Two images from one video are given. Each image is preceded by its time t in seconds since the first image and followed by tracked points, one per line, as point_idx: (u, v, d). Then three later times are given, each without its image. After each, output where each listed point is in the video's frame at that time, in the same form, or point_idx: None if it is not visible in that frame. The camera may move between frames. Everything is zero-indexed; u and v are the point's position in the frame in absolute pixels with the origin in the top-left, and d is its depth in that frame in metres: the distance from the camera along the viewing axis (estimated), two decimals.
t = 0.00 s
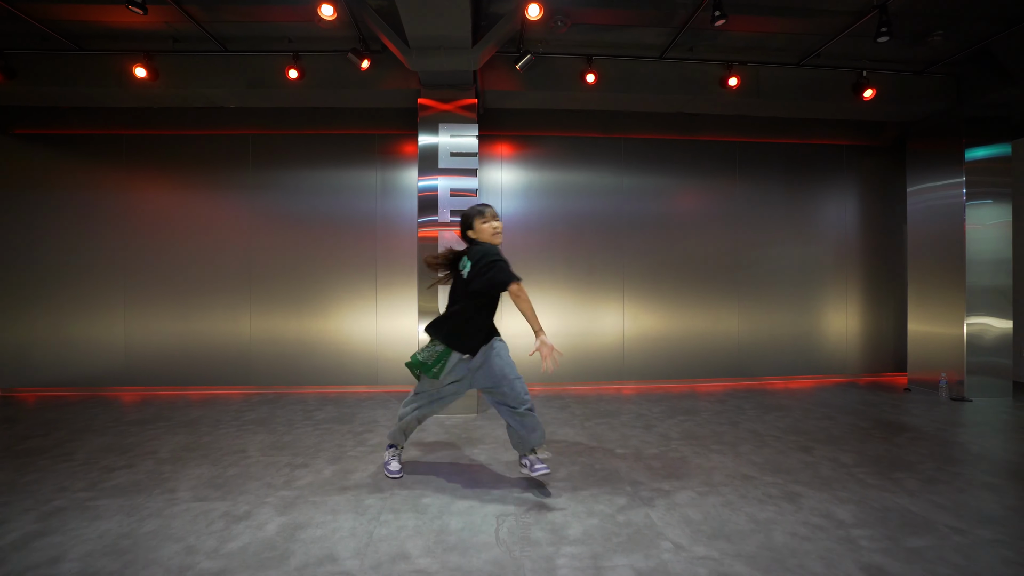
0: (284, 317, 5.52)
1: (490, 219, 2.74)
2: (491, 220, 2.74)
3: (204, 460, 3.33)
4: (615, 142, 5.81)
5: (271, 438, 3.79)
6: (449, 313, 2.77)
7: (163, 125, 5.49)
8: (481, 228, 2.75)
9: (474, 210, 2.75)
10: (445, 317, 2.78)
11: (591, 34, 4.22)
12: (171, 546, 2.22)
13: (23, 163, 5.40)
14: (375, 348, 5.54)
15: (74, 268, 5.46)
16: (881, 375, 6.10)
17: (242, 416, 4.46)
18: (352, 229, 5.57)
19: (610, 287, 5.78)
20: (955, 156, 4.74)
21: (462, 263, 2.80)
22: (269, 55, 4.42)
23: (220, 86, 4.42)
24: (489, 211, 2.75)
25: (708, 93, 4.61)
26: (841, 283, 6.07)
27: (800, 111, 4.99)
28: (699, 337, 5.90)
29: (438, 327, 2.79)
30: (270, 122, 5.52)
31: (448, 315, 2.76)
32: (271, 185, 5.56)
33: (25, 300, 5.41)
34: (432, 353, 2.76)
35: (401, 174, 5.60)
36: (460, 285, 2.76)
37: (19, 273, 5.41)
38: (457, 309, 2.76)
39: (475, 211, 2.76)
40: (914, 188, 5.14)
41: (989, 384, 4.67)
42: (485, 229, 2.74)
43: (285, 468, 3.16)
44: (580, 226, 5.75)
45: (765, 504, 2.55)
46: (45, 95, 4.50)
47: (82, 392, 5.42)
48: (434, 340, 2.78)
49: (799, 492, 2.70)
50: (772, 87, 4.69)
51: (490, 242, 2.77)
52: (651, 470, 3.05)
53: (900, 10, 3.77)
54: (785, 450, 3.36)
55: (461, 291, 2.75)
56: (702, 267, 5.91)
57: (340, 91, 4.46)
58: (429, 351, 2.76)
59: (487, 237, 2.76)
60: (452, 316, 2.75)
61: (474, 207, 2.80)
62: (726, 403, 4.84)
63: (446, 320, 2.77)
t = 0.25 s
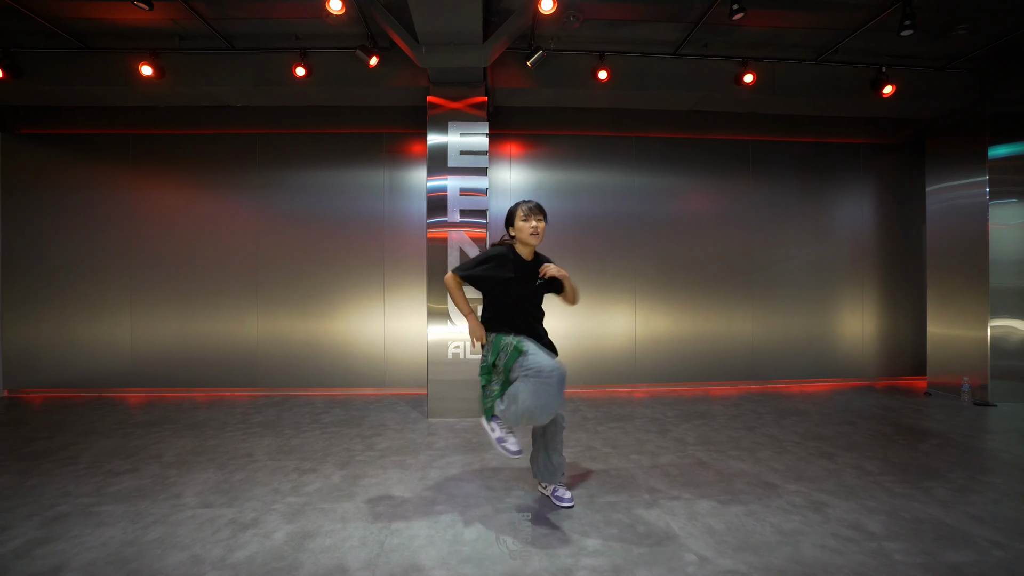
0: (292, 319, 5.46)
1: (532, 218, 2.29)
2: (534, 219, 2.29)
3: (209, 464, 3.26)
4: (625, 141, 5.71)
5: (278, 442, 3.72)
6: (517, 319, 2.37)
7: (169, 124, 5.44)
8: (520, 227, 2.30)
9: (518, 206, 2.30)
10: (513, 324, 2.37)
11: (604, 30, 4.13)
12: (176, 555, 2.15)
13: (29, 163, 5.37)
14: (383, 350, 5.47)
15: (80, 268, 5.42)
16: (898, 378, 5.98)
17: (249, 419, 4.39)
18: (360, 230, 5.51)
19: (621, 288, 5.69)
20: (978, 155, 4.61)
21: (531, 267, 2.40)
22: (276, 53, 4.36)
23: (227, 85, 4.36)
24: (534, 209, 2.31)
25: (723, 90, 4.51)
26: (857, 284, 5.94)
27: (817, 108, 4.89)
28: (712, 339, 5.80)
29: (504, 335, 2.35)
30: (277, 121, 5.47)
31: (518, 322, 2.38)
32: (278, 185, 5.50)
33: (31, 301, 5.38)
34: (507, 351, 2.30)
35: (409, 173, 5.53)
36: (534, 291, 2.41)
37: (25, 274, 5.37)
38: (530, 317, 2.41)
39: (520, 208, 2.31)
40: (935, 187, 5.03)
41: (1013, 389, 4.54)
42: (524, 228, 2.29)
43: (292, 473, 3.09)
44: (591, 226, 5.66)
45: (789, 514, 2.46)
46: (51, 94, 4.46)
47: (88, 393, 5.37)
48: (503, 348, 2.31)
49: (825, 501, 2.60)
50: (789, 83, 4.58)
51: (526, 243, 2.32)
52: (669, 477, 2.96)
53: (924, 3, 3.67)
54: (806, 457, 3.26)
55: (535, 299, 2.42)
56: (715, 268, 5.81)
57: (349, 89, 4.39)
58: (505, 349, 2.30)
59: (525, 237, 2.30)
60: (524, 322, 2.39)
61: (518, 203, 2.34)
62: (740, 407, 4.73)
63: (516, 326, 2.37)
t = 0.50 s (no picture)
0: (301, 319, 5.40)
1: (527, 215, 2.11)
2: (529, 215, 2.10)
3: (218, 467, 3.19)
4: (639, 138, 5.61)
5: (287, 444, 3.64)
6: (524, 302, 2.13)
7: (178, 122, 5.40)
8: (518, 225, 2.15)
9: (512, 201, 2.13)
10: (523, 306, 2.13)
11: (620, 22, 4.03)
12: (183, 562, 2.07)
13: (39, 161, 5.34)
14: (393, 351, 5.39)
15: (90, 268, 5.39)
16: (919, 380, 5.82)
17: (258, 420, 4.33)
18: (370, 228, 5.44)
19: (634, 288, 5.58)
20: (1006, 150, 4.47)
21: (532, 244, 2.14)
22: (285, 48, 4.29)
23: (235, 81, 4.29)
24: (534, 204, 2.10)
25: (742, 84, 4.39)
26: (877, 284, 5.80)
27: (838, 103, 4.76)
28: (728, 340, 5.67)
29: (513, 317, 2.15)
30: (286, 119, 5.41)
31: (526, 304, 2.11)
32: (287, 184, 5.44)
33: (41, 300, 5.35)
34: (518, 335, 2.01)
35: (420, 171, 5.45)
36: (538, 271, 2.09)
37: (35, 273, 5.35)
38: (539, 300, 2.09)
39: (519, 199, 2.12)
40: (960, 183, 4.89)
41: None
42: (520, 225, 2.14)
43: (302, 476, 3.01)
44: (604, 224, 5.56)
45: (820, 522, 2.35)
46: (60, 91, 4.41)
47: (97, 394, 5.34)
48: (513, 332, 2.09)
49: (856, 509, 2.49)
50: (810, 77, 4.46)
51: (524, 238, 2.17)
52: (691, 483, 2.85)
53: None
54: (832, 462, 3.14)
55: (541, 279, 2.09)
56: (731, 267, 5.68)
57: (359, 84, 4.32)
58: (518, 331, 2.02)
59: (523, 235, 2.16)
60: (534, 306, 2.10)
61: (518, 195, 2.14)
62: (759, 410, 4.61)
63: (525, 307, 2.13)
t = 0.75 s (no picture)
0: (304, 319, 5.35)
1: (539, 180, 2.03)
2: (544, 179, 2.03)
3: (218, 470, 3.14)
4: (646, 136, 5.53)
5: (289, 446, 3.59)
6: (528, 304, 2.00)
7: (180, 121, 5.35)
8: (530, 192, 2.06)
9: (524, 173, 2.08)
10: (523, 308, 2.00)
11: (627, 18, 3.96)
12: (181, 570, 2.02)
13: (40, 161, 5.31)
14: (397, 351, 5.34)
15: (92, 268, 5.35)
16: (930, 381, 5.73)
17: (260, 422, 4.28)
18: (373, 227, 5.38)
19: (640, 288, 5.51)
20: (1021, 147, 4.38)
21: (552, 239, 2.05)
22: (287, 46, 4.24)
23: (237, 78, 4.25)
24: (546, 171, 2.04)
25: (751, 81, 4.32)
26: (887, 284, 5.71)
27: (849, 99, 4.67)
28: (735, 340, 5.60)
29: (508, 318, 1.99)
30: (289, 117, 5.36)
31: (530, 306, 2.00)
32: (290, 183, 5.39)
33: (43, 301, 5.32)
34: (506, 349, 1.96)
35: (423, 170, 5.39)
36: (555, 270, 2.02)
37: (37, 273, 5.32)
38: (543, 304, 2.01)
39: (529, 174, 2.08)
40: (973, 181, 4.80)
41: None
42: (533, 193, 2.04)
43: (304, 480, 2.96)
44: (610, 223, 5.49)
45: (835, 529, 2.28)
46: (61, 89, 4.37)
47: (99, 394, 5.30)
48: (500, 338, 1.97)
49: (871, 515, 2.42)
50: (820, 73, 4.38)
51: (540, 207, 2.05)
52: (700, 487, 2.79)
53: None
54: (845, 466, 3.07)
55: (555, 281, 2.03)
56: (739, 267, 5.61)
57: (362, 82, 4.26)
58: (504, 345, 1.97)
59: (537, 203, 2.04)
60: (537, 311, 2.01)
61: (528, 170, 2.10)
62: (768, 411, 4.54)
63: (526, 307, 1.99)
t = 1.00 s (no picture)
0: (303, 320, 5.40)
1: (535, 250, 1.63)
2: (540, 249, 1.65)
3: (216, 469, 3.19)
4: (641, 138, 5.57)
5: (286, 446, 3.64)
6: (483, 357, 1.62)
7: (180, 123, 5.40)
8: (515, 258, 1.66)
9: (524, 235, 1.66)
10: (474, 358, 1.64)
11: (621, 22, 4.01)
12: (178, 566, 2.07)
13: (41, 163, 5.36)
14: (395, 352, 5.39)
15: (92, 269, 5.41)
16: (924, 381, 5.76)
17: (258, 422, 4.33)
18: (371, 229, 5.43)
19: (636, 288, 5.55)
20: (1012, 149, 4.42)
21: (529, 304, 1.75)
22: (286, 50, 4.29)
23: (236, 82, 4.30)
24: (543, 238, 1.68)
25: (744, 83, 4.36)
26: (882, 284, 5.75)
27: (842, 102, 4.71)
28: (731, 341, 5.63)
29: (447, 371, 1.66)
30: (287, 120, 5.41)
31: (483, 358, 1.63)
32: (289, 185, 5.44)
33: (44, 302, 5.37)
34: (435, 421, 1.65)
35: (421, 172, 5.44)
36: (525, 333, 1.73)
37: (38, 274, 5.37)
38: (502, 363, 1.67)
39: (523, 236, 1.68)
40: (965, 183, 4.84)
41: None
42: (525, 263, 1.63)
43: (300, 479, 3.00)
44: (606, 225, 5.53)
45: (820, 526, 2.33)
46: (62, 93, 4.43)
47: (99, 395, 5.35)
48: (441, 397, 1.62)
49: (857, 512, 2.46)
50: (813, 76, 4.42)
51: (528, 283, 1.65)
52: (690, 485, 2.83)
53: None
54: (834, 464, 3.11)
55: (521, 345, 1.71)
56: (734, 267, 5.64)
57: (359, 85, 4.31)
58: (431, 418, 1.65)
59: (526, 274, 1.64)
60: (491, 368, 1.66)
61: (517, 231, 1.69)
62: (762, 411, 4.57)
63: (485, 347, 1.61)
